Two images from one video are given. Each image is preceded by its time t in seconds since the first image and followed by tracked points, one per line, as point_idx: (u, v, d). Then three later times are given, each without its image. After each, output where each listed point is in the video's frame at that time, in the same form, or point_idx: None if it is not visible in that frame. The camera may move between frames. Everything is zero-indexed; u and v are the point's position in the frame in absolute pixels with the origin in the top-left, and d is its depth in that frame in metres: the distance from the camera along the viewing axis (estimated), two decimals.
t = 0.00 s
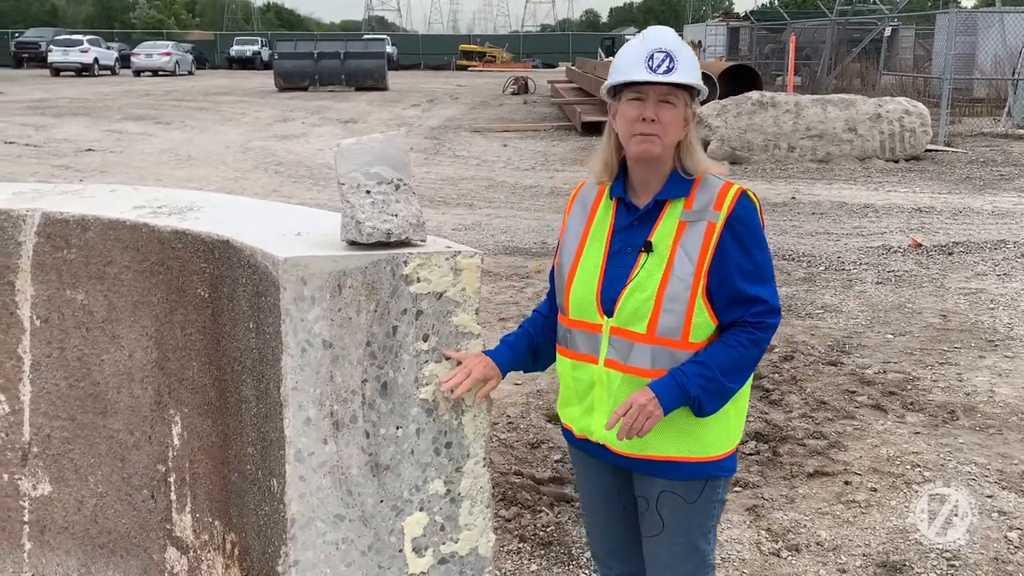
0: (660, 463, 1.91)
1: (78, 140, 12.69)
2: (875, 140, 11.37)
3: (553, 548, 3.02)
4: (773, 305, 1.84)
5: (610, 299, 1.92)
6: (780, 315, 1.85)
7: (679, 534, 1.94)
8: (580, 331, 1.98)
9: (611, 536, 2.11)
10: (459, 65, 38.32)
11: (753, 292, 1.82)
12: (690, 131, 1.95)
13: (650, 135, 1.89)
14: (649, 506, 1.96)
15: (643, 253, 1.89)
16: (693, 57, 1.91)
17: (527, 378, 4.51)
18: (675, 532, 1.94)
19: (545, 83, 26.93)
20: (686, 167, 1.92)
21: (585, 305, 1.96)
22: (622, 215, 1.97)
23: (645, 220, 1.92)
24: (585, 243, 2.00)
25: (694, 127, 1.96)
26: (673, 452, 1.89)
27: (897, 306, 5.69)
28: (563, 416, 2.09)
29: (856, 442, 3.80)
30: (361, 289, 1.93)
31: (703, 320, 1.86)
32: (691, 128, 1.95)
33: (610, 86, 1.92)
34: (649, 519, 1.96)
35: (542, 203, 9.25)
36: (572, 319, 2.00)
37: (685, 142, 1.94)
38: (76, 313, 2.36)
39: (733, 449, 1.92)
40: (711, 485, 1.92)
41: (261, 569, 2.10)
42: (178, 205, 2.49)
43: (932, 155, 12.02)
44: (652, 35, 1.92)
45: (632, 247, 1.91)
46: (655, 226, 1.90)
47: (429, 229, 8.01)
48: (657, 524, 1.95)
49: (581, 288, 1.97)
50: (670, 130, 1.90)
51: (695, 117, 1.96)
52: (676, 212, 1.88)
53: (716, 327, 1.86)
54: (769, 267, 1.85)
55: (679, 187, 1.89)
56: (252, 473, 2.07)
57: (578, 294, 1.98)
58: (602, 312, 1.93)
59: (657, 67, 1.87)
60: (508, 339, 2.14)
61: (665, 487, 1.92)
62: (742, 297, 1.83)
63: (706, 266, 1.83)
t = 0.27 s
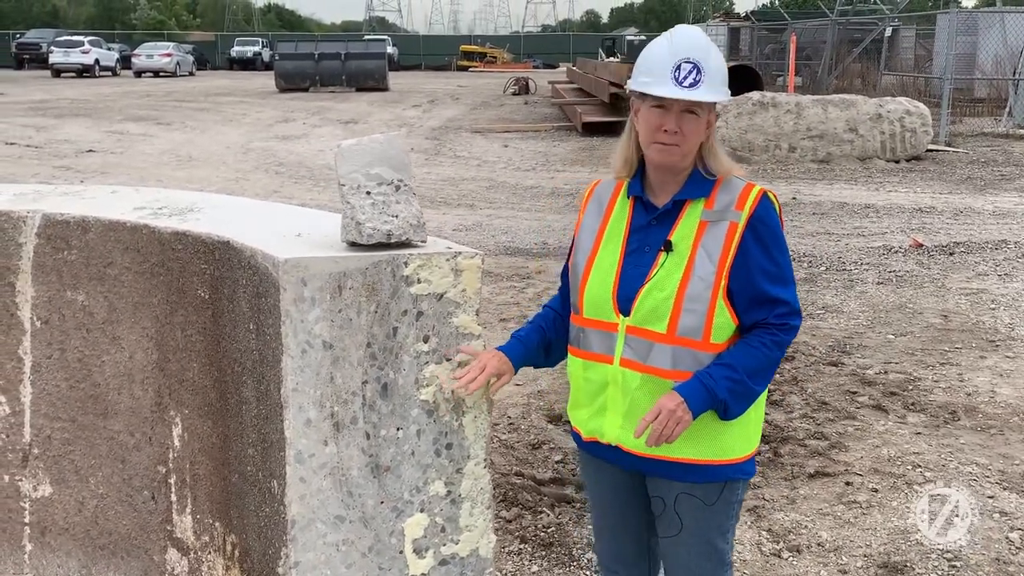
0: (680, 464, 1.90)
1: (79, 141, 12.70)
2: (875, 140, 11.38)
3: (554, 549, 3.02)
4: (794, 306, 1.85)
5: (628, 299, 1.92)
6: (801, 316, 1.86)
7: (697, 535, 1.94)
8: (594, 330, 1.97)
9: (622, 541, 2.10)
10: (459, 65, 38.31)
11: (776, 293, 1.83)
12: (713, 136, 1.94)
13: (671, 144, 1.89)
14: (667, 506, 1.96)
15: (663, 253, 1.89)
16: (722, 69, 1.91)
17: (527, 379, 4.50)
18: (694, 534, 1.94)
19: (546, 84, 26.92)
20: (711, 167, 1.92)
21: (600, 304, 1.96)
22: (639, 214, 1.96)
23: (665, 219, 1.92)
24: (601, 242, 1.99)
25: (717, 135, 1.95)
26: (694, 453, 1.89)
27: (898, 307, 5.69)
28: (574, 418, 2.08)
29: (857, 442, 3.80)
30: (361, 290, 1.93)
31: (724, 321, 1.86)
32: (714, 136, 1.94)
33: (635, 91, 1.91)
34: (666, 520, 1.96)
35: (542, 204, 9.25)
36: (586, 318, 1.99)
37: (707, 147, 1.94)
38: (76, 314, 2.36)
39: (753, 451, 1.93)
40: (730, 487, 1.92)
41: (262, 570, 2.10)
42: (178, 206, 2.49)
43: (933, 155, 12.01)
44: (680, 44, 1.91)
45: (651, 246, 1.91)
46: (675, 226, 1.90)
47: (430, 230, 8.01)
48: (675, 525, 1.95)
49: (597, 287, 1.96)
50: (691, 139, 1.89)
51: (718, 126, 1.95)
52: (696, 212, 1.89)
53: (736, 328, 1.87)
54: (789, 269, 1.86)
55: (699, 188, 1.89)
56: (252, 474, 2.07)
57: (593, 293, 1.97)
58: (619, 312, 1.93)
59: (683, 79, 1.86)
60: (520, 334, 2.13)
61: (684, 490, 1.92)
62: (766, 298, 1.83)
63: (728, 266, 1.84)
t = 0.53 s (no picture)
0: (697, 470, 1.90)
1: (78, 142, 12.68)
2: (874, 140, 11.39)
3: (552, 550, 3.02)
4: (813, 314, 1.86)
5: (645, 306, 1.91)
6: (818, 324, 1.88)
7: (712, 539, 1.93)
8: (608, 335, 1.96)
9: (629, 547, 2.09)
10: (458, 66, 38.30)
11: (796, 301, 1.84)
12: (729, 138, 1.93)
13: (687, 144, 1.89)
14: (681, 510, 1.95)
15: (681, 260, 1.88)
16: (739, 68, 1.90)
17: (526, 380, 4.50)
18: (709, 539, 1.93)
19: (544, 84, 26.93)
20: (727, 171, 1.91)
21: (614, 311, 1.95)
22: (654, 217, 1.96)
23: (681, 225, 1.92)
24: (613, 246, 1.98)
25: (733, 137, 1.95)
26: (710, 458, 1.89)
27: (897, 307, 5.69)
28: (582, 424, 2.07)
29: (856, 443, 3.80)
30: (359, 291, 1.93)
31: (742, 328, 1.86)
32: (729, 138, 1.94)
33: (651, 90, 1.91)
34: (680, 525, 1.96)
35: (541, 204, 9.24)
36: (598, 324, 1.98)
37: (723, 149, 1.93)
38: (73, 316, 2.36)
39: (768, 456, 1.94)
40: (746, 490, 1.93)
41: (260, 571, 2.09)
42: (176, 207, 2.49)
43: (932, 155, 12.02)
44: (698, 43, 1.90)
45: (668, 253, 1.91)
46: (692, 233, 1.90)
47: (428, 231, 8.01)
48: (690, 529, 1.94)
49: (611, 292, 1.95)
50: (707, 140, 1.89)
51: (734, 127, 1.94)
52: (714, 218, 1.89)
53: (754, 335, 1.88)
54: (807, 278, 1.87)
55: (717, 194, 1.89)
56: (250, 476, 2.07)
57: (607, 299, 1.96)
58: (635, 319, 1.92)
59: (700, 78, 1.86)
60: (518, 332, 2.09)
61: (699, 494, 1.91)
62: (786, 306, 1.84)
63: (748, 274, 1.84)
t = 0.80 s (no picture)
0: (712, 474, 1.89)
1: (75, 141, 12.67)
2: (871, 140, 11.39)
3: (549, 550, 3.02)
4: (827, 314, 1.87)
5: (660, 311, 1.90)
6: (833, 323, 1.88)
7: (726, 540, 1.93)
8: (621, 341, 1.95)
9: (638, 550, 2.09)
10: (456, 65, 38.25)
11: (811, 303, 1.85)
12: (740, 138, 1.93)
13: (700, 145, 1.87)
14: (695, 514, 1.95)
15: (695, 264, 1.88)
16: (750, 69, 1.90)
17: (523, 379, 4.50)
18: (723, 540, 1.93)
19: (542, 83, 26.92)
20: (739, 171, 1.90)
21: (628, 316, 1.94)
22: (665, 220, 1.95)
23: (694, 228, 1.91)
24: (624, 249, 1.97)
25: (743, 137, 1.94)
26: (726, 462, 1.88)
27: (894, 306, 5.69)
28: (594, 428, 2.06)
29: (853, 443, 3.80)
30: (355, 290, 1.93)
31: (758, 331, 1.87)
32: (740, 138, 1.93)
33: (663, 91, 1.89)
34: (694, 527, 1.96)
35: (539, 203, 9.24)
36: (611, 328, 1.97)
37: (735, 149, 1.92)
38: (70, 315, 2.35)
39: (780, 456, 1.94)
40: (759, 491, 1.93)
41: (256, 571, 2.09)
42: (173, 206, 2.48)
43: (929, 155, 12.03)
44: (708, 43, 1.90)
45: (683, 257, 1.90)
46: (706, 235, 1.89)
47: (425, 230, 8.00)
48: (703, 532, 1.94)
49: (624, 297, 1.94)
50: (721, 141, 1.88)
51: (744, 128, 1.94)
52: (728, 220, 1.88)
53: (769, 336, 1.88)
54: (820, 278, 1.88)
55: (731, 196, 1.88)
56: (246, 475, 2.06)
57: (620, 303, 1.95)
58: (650, 323, 1.92)
59: (713, 78, 1.85)
60: (513, 333, 2.09)
61: (713, 496, 1.91)
62: (802, 308, 1.84)
63: (764, 278, 1.84)
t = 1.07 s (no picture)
0: (725, 478, 1.89)
1: (73, 138, 12.65)
2: (870, 138, 11.39)
3: (547, 547, 3.02)
4: (841, 312, 1.87)
5: (674, 315, 1.90)
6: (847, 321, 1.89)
7: (737, 543, 1.93)
8: (634, 346, 1.95)
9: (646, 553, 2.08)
10: (454, 62, 38.22)
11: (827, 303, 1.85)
12: (749, 137, 1.92)
13: (708, 145, 1.87)
14: (706, 518, 1.95)
15: (708, 267, 1.88)
16: (756, 67, 1.89)
17: (521, 376, 4.50)
18: (734, 543, 1.93)
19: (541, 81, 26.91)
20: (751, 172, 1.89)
21: (641, 322, 1.93)
22: (676, 223, 1.94)
23: (707, 231, 1.91)
24: (636, 253, 1.96)
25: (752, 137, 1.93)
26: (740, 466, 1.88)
27: (892, 304, 5.69)
28: (605, 431, 2.06)
29: (851, 440, 3.80)
30: (352, 288, 1.92)
31: (773, 334, 1.87)
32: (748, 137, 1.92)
33: (669, 93, 1.89)
34: (704, 531, 1.96)
35: (537, 201, 9.24)
36: (624, 333, 1.96)
37: (744, 149, 1.92)
38: (66, 312, 2.35)
39: (792, 458, 1.94)
40: (769, 493, 1.93)
41: (253, 568, 2.09)
42: (170, 203, 2.47)
43: (927, 153, 12.04)
44: (713, 43, 1.89)
45: (696, 260, 1.90)
46: (718, 238, 1.89)
47: (424, 228, 8.00)
48: (715, 535, 1.94)
49: (636, 302, 1.94)
50: (729, 141, 1.87)
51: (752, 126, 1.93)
52: (739, 222, 1.88)
53: (784, 338, 1.88)
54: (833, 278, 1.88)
55: (744, 198, 1.88)
56: (243, 473, 2.06)
57: (632, 309, 1.94)
58: (663, 328, 1.91)
59: (719, 78, 1.85)
60: (512, 331, 2.10)
61: (724, 499, 1.91)
62: (816, 309, 1.85)
63: (778, 279, 1.84)
